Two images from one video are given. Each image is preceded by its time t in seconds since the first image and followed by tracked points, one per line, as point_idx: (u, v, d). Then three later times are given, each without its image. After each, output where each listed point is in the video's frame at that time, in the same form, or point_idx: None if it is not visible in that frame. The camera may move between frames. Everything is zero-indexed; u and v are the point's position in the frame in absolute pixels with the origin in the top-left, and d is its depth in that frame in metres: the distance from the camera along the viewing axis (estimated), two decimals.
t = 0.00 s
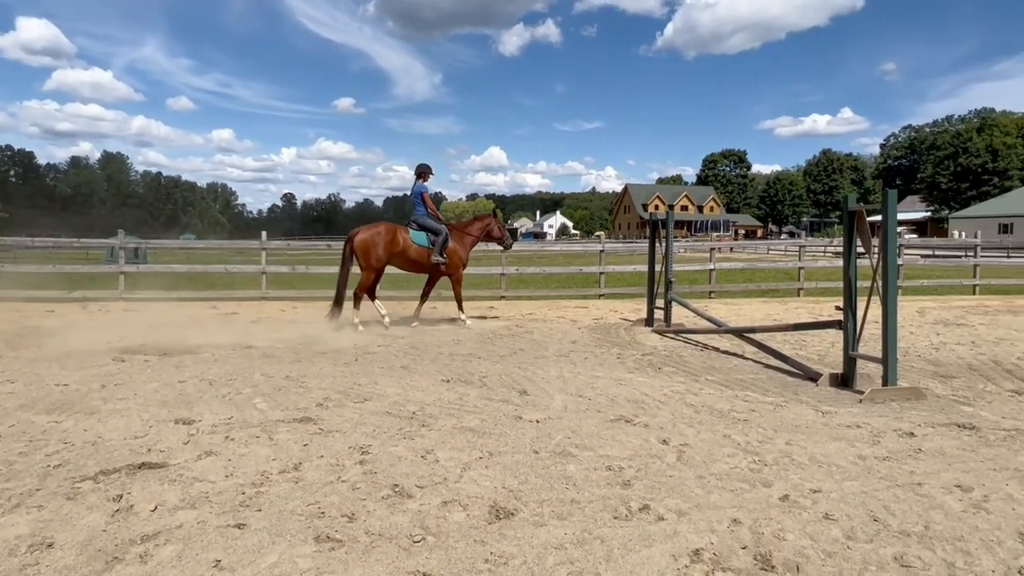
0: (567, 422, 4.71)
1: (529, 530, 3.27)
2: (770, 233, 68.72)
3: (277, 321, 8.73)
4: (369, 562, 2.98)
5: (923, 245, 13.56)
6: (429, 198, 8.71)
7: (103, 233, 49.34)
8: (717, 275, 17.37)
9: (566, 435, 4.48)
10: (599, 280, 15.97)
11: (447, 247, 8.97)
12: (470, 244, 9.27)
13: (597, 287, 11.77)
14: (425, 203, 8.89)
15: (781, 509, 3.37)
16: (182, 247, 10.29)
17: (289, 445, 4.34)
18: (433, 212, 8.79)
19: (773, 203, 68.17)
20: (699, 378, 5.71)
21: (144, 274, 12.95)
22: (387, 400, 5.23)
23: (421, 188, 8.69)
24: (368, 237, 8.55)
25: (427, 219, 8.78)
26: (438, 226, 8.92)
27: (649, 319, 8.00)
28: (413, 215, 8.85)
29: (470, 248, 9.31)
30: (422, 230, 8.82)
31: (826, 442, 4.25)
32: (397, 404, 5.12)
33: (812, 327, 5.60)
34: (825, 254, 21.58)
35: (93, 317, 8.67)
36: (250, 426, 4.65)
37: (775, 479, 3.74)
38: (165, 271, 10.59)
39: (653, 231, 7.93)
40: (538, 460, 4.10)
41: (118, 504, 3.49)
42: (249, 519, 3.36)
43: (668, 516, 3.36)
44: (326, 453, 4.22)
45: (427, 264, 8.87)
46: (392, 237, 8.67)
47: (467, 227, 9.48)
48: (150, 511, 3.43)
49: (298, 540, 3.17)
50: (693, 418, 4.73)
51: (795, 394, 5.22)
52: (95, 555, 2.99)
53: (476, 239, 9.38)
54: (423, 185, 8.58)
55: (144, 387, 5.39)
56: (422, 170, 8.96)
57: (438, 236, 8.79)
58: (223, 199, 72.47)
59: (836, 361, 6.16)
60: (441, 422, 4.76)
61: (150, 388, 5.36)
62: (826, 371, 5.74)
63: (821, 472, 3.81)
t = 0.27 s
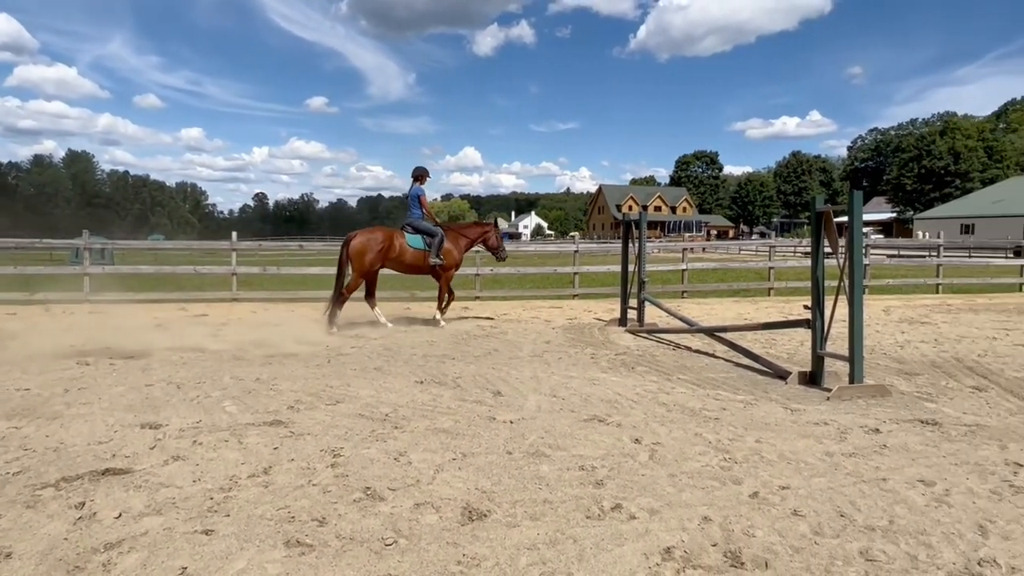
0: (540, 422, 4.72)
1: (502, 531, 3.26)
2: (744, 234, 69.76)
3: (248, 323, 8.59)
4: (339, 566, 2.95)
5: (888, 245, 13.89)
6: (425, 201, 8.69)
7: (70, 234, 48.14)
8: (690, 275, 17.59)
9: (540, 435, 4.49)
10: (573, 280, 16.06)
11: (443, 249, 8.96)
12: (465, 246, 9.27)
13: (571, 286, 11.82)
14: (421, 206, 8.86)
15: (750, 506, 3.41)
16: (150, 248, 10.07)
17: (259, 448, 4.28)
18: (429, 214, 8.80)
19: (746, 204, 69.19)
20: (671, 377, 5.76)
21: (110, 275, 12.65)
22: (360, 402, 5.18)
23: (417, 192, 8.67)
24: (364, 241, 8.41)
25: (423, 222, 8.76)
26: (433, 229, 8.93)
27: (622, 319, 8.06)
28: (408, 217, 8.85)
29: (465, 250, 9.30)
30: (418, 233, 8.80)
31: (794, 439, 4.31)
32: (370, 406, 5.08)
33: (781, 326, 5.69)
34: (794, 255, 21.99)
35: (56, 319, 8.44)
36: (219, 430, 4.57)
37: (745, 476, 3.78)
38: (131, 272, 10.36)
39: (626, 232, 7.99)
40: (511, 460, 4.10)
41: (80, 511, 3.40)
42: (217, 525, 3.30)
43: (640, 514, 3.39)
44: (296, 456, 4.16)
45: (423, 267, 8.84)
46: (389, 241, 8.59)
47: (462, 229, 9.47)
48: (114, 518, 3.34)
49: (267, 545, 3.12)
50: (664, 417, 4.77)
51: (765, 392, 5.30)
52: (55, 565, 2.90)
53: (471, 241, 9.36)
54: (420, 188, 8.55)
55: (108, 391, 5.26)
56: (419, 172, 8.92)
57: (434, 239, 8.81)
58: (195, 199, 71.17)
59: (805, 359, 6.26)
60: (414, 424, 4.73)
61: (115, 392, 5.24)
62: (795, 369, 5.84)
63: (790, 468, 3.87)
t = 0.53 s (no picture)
0: (511, 423, 4.72)
1: (471, 534, 3.25)
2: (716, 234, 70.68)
3: (216, 326, 8.44)
4: (305, 573, 2.90)
5: (852, 246, 14.20)
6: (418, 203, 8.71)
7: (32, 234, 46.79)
8: (661, 275, 17.77)
9: (510, 437, 4.48)
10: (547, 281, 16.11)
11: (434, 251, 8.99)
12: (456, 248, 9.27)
13: (544, 287, 11.85)
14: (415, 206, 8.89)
15: (718, 504, 3.45)
16: (114, 249, 9.84)
17: (224, 454, 4.20)
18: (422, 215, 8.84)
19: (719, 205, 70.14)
20: (641, 377, 5.80)
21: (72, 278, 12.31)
22: (329, 405, 5.12)
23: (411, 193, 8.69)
24: (359, 240, 8.53)
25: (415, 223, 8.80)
26: (426, 229, 8.97)
27: (594, 319, 8.11)
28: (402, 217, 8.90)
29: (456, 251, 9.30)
30: (410, 234, 8.84)
31: (761, 438, 4.37)
32: (339, 409, 5.02)
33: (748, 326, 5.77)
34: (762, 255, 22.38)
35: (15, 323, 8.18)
36: (183, 435, 4.48)
37: (713, 475, 3.82)
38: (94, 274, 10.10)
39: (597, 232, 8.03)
40: (481, 462, 4.09)
41: (35, 522, 3.29)
42: (179, 533, 3.22)
43: (609, 515, 3.40)
44: (263, 461, 4.10)
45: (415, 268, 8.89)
46: (382, 241, 8.66)
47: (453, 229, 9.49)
48: (72, 528, 3.25)
49: (231, 553, 3.06)
50: (634, 417, 4.80)
51: (733, 391, 5.37)
52: None
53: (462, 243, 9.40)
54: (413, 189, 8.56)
55: (68, 397, 5.12)
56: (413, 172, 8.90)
57: (426, 240, 8.84)
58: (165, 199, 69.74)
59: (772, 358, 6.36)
60: (383, 427, 4.69)
61: (75, 398, 5.09)
62: (762, 368, 5.93)
63: (757, 467, 3.92)
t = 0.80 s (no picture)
0: (482, 426, 4.70)
1: (440, 540, 3.22)
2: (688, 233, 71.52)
3: (182, 329, 8.24)
4: None
5: (818, 247, 14.50)
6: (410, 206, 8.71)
7: None
8: (632, 276, 17.92)
9: (481, 440, 4.46)
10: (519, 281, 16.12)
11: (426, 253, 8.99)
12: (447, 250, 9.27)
13: (516, 287, 11.85)
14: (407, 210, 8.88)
15: (687, 505, 3.47)
16: (75, 250, 9.55)
17: (188, 461, 4.10)
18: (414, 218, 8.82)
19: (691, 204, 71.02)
20: (612, 379, 5.83)
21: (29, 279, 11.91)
22: (297, 410, 5.04)
23: (403, 196, 8.68)
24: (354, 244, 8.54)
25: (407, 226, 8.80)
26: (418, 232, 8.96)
27: (566, 320, 8.14)
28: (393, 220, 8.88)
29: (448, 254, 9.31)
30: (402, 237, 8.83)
31: (730, 438, 4.43)
32: (308, 414, 4.95)
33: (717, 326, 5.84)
34: (730, 256, 22.76)
35: None
36: (145, 443, 4.36)
37: (683, 476, 3.85)
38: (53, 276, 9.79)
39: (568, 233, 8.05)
40: (452, 467, 4.06)
41: None
42: (140, 545, 3.13)
43: (580, 518, 3.40)
44: (229, 468, 4.01)
45: (408, 270, 8.87)
46: (377, 243, 8.65)
47: (444, 232, 9.49)
48: (26, 542, 3.13)
49: (194, 565, 2.98)
50: (605, 418, 4.82)
51: (703, 391, 5.43)
52: None
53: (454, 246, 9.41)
54: (405, 193, 8.55)
55: (23, 404, 4.94)
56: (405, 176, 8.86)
57: (419, 244, 8.82)
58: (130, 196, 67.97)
59: (741, 358, 6.46)
60: (353, 431, 4.63)
61: (31, 405, 4.92)
62: (731, 368, 6.00)
63: (726, 467, 3.96)
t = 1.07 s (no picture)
0: (455, 430, 4.66)
1: (414, 547, 3.17)
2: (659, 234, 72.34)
3: (145, 332, 8.00)
4: None
5: (785, 248, 14.78)
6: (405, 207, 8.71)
7: None
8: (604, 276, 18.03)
9: (455, 444, 4.42)
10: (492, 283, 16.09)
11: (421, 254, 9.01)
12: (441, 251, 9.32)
13: (489, 288, 11.82)
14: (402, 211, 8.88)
15: (661, 507, 3.48)
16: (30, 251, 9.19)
17: (152, 470, 3.97)
18: (408, 219, 8.84)
19: (662, 205, 71.85)
20: (585, 380, 5.84)
21: None
22: (266, 415, 4.93)
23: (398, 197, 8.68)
24: (349, 243, 8.38)
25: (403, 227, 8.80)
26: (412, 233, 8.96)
27: (539, 321, 8.15)
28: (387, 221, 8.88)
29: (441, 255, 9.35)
30: (398, 238, 8.83)
31: (702, 438, 4.47)
32: (277, 419, 4.84)
33: (688, 327, 5.90)
34: (700, 257, 23.06)
35: None
36: (106, 451, 4.20)
37: (657, 478, 3.87)
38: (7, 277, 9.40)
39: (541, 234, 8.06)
40: (425, 471, 4.01)
41: None
42: (100, 559, 3.01)
43: (555, 522, 3.38)
44: (195, 477, 3.89)
45: (402, 270, 8.87)
46: (372, 243, 8.56)
47: (437, 233, 9.52)
48: None
49: None
50: (579, 420, 4.82)
51: (675, 392, 5.48)
52: None
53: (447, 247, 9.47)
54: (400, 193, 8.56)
55: None
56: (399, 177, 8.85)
57: (414, 244, 8.85)
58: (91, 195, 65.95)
59: (711, 358, 6.54)
60: (324, 437, 4.54)
61: None
62: (702, 369, 6.07)
63: (699, 468, 3.99)
